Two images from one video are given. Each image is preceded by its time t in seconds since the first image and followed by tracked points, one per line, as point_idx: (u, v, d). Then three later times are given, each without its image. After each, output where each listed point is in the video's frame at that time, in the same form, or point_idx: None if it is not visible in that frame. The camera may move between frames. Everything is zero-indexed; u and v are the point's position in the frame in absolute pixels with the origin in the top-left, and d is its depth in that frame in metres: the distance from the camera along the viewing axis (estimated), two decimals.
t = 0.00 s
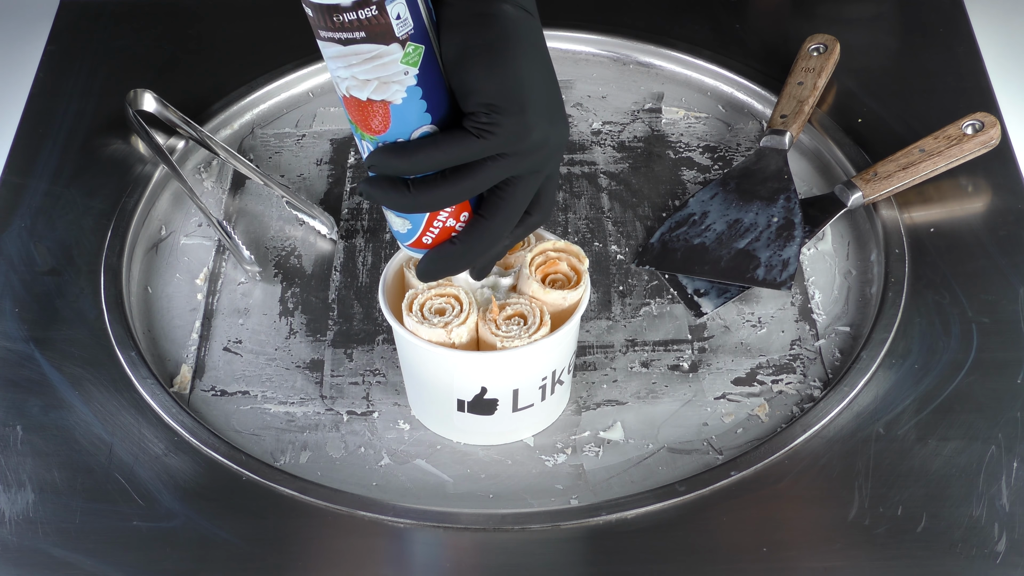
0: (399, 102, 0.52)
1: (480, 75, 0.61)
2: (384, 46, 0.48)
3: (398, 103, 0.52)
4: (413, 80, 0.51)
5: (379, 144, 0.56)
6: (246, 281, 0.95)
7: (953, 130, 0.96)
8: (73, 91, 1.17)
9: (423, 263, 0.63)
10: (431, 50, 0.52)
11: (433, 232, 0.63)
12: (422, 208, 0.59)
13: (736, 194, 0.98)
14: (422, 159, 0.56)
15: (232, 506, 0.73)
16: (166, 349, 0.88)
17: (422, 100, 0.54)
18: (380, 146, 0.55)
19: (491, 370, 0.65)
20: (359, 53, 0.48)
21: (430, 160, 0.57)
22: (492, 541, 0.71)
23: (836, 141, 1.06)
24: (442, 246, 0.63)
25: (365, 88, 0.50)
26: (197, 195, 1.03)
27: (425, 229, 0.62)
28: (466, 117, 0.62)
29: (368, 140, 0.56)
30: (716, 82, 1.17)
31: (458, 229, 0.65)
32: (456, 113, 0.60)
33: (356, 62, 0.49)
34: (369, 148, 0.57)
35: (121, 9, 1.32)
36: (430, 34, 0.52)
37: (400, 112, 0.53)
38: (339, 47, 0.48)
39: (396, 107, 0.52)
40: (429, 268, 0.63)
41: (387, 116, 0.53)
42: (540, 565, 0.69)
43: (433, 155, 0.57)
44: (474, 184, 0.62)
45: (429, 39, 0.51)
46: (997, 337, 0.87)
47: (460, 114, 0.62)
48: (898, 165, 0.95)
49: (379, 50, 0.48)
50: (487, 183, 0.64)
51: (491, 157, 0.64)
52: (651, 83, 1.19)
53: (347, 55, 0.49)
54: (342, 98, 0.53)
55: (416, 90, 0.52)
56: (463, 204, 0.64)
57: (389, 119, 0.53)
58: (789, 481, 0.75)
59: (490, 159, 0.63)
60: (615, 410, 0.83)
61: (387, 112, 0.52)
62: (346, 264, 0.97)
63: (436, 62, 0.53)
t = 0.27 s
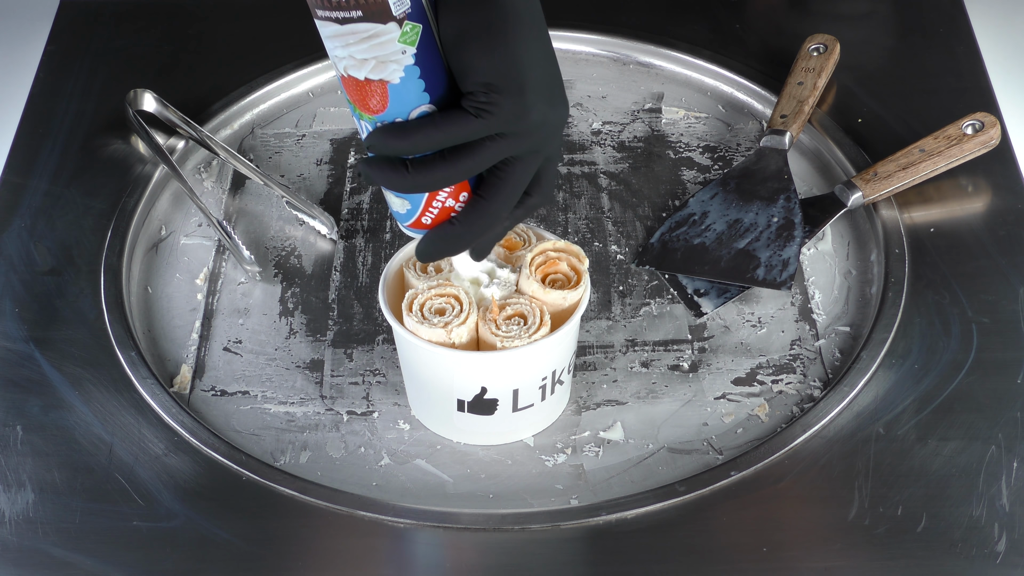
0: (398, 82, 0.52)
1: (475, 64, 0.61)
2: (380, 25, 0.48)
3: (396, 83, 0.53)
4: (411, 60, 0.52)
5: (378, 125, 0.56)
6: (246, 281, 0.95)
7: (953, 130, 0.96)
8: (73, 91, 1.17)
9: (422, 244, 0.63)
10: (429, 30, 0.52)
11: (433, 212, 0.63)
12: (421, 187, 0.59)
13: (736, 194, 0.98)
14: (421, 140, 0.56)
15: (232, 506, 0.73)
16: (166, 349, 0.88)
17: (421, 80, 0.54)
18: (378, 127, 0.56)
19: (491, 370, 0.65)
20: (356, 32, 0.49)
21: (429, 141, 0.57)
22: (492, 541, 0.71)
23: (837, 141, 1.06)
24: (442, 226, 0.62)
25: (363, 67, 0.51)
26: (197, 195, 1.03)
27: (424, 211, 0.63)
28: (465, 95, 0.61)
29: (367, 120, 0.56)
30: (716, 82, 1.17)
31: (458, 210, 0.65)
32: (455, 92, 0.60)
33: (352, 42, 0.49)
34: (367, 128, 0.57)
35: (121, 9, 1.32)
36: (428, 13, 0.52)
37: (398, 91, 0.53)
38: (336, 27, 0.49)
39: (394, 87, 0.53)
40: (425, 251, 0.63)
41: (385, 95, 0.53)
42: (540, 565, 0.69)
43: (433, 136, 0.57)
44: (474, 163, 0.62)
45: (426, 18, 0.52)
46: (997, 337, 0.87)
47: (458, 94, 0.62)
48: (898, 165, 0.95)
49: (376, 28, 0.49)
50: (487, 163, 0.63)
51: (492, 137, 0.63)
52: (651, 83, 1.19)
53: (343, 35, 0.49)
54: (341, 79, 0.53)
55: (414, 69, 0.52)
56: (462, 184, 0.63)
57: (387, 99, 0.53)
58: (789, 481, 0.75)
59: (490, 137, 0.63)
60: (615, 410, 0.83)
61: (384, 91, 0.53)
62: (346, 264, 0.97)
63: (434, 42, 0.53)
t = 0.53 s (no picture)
0: (401, 71, 0.52)
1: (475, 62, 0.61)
2: (385, 15, 0.48)
3: (399, 72, 0.52)
4: (415, 49, 0.51)
5: (381, 115, 0.56)
6: (246, 281, 0.95)
7: (953, 130, 0.96)
8: (73, 91, 1.17)
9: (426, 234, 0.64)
10: (433, 19, 0.51)
11: (436, 203, 0.65)
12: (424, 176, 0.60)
13: (736, 194, 0.98)
14: (425, 130, 0.57)
15: (232, 506, 0.73)
16: (166, 349, 0.88)
17: (424, 70, 0.54)
18: (382, 116, 0.56)
19: (491, 370, 0.65)
20: (360, 22, 0.49)
21: (432, 130, 0.57)
22: (492, 541, 0.71)
23: (837, 141, 1.06)
24: (446, 217, 0.64)
25: (367, 57, 0.50)
26: (197, 195, 1.03)
27: (427, 200, 0.64)
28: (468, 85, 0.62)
29: (370, 109, 0.56)
30: (716, 82, 1.17)
31: (460, 199, 0.66)
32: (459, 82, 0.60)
33: (356, 31, 0.49)
34: (371, 118, 0.57)
35: (120, 9, 1.32)
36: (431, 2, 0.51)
37: (402, 82, 0.53)
38: (340, 16, 0.48)
39: (398, 76, 0.53)
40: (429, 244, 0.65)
41: (389, 86, 0.53)
42: (540, 565, 0.69)
43: (436, 125, 0.57)
44: (476, 154, 0.62)
45: (430, 7, 0.51)
46: (997, 337, 0.87)
47: (461, 82, 0.62)
48: (898, 165, 0.95)
49: (380, 18, 0.48)
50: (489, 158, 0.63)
51: (495, 126, 0.64)
52: (651, 83, 1.19)
53: (347, 24, 0.49)
54: (344, 68, 0.53)
55: (418, 59, 0.52)
56: (464, 174, 0.65)
57: (391, 89, 0.54)
58: (789, 481, 0.75)
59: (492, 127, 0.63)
60: (615, 410, 0.83)
61: (388, 81, 0.53)
62: (346, 264, 0.97)
63: (438, 31, 0.53)
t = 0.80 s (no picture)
0: (392, 60, 0.52)
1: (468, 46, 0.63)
2: (375, 3, 0.48)
3: (390, 61, 0.52)
4: (405, 37, 0.51)
5: (374, 106, 0.56)
6: (246, 281, 0.95)
7: (953, 130, 0.96)
8: (73, 91, 1.17)
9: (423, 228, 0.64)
10: (423, 7, 0.51)
11: (432, 195, 0.64)
12: (420, 169, 0.60)
13: (736, 194, 0.98)
14: (417, 119, 0.57)
15: (232, 506, 0.73)
16: (166, 349, 0.88)
17: (415, 58, 0.54)
18: (375, 107, 0.56)
19: (491, 370, 0.65)
20: (349, 10, 0.48)
21: (425, 120, 0.58)
22: (492, 541, 0.71)
23: (837, 141, 1.06)
24: (442, 209, 0.64)
25: (357, 46, 0.50)
26: (197, 195, 1.03)
27: (423, 192, 0.64)
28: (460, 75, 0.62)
29: (363, 100, 0.56)
30: (716, 82, 1.17)
31: (456, 191, 0.66)
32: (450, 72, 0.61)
33: (347, 20, 0.48)
34: (363, 110, 0.57)
35: (120, 9, 1.32)
36: None
37: (393, 71, 0.53)
38: (330, 5, 0.48)
39: (389, 66, 0.53)
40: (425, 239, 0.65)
41: (380, 75, 0.53)
42: (539, 565, 0.69)
43: (428, 115, 0.58)
44: (471, 143, 0.62)
45: None
46: (997, 337, 0.87)
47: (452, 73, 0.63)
48: (898, 165, 0.95)
49: (370, 6, 0.48)
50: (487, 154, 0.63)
51: (487, 116, 0.64)
52: (651, 83, 1.19)
53: (337, 13, 0.48)
54: (333, 57, 0.53)
55: (409, 47, 0.52)
56: (460, 166, 0.65)
57: (383, 78, 0.53)
58: (789, 481, 0.75)
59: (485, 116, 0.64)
60: (615, 410, 0.83)
61: (380, 70, 0.53)
62: (346, 264, 0.97)
63: (428, 19, 0.53)
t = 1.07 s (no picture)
0: (386, 44, 0.52)
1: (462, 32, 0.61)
2: None
3: (384, 46, 0.52)
4: (398, 22, 0.51)
5: (369, 92, 0.56)
6: (246, 281, 0.95)
7: (953, 130, 0.96)
8: (73, 91, 1.17)
9: (418, 216, 0.64)
10: None
11: (429, 182, 0.63)
12: (415, 154, 0.60)
13: (736, 194, 0.98)
14: (413, 105, 0.57)
15: (232, 506, 0.73)
16: (166, 349, 0.88)
17: (409, 43, 0.54)
18: (371, 92, 0.56)
19: (491, 370, 0.65)
20: None
21: (420, 105, 0.57)
22: (492, 541, 0.71)
23: (836, 141, 1.06)
24: (439, 197, 0.63)
25: (351, 31, 0.50)
26: (197, 195, 1.03)
27: (420, 180, 0.63)
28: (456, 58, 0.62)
29: (358, 86, 0.56)
30: (716, 82, 1.17)
31: (453, 177, 0.65)
32: (446, 56, 0.60)
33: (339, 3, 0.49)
34: (359, 96, 0.57)
35: (120, 9, 1.32)
36: None
37: (387, 55, 0.53)
38: None
39: (383, 50, 0.53)
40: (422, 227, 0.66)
41: (374, 59, 0.53)
42: (539, 565, 0.69)
43: (423, 100, 0.58)
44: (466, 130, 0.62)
45: None
46: (997, 337, 0.87)
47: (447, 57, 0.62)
48: (898, 165, 0.95)
49: None
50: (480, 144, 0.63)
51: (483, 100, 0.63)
52: (651, 83, 1.19)
53: None
54: (330, 42, 0.53)
55: (403, 32, 0.52)
56: (457, 152, 0.64)
57: (377, 63, 0.53)
58: (789, 481, 0.75)
59: (480, 101, 0.63)
60: (615, 410, 0.83)
61: (373, 53, 0.52)
62: (346, 264, 0.97)
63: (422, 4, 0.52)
